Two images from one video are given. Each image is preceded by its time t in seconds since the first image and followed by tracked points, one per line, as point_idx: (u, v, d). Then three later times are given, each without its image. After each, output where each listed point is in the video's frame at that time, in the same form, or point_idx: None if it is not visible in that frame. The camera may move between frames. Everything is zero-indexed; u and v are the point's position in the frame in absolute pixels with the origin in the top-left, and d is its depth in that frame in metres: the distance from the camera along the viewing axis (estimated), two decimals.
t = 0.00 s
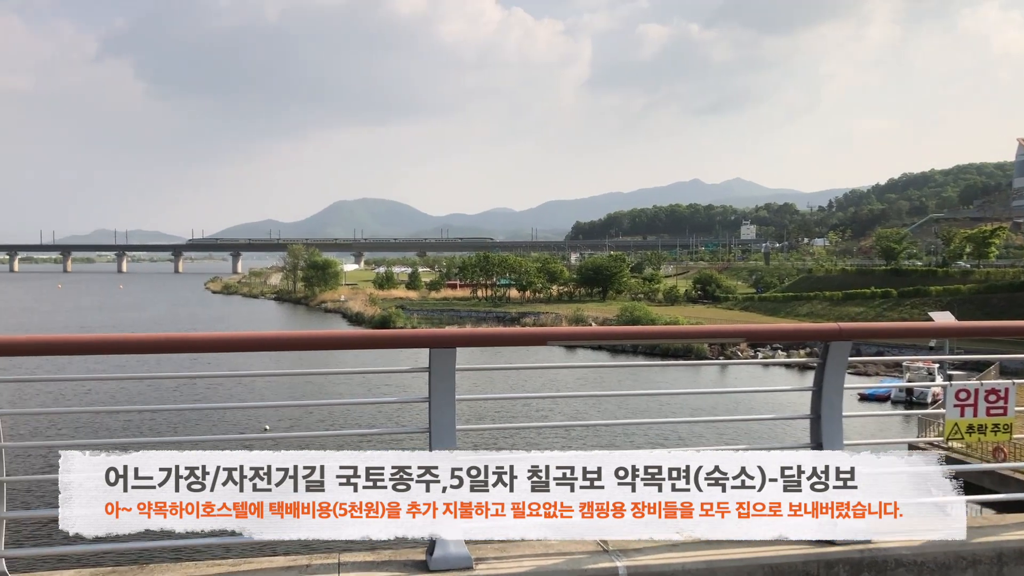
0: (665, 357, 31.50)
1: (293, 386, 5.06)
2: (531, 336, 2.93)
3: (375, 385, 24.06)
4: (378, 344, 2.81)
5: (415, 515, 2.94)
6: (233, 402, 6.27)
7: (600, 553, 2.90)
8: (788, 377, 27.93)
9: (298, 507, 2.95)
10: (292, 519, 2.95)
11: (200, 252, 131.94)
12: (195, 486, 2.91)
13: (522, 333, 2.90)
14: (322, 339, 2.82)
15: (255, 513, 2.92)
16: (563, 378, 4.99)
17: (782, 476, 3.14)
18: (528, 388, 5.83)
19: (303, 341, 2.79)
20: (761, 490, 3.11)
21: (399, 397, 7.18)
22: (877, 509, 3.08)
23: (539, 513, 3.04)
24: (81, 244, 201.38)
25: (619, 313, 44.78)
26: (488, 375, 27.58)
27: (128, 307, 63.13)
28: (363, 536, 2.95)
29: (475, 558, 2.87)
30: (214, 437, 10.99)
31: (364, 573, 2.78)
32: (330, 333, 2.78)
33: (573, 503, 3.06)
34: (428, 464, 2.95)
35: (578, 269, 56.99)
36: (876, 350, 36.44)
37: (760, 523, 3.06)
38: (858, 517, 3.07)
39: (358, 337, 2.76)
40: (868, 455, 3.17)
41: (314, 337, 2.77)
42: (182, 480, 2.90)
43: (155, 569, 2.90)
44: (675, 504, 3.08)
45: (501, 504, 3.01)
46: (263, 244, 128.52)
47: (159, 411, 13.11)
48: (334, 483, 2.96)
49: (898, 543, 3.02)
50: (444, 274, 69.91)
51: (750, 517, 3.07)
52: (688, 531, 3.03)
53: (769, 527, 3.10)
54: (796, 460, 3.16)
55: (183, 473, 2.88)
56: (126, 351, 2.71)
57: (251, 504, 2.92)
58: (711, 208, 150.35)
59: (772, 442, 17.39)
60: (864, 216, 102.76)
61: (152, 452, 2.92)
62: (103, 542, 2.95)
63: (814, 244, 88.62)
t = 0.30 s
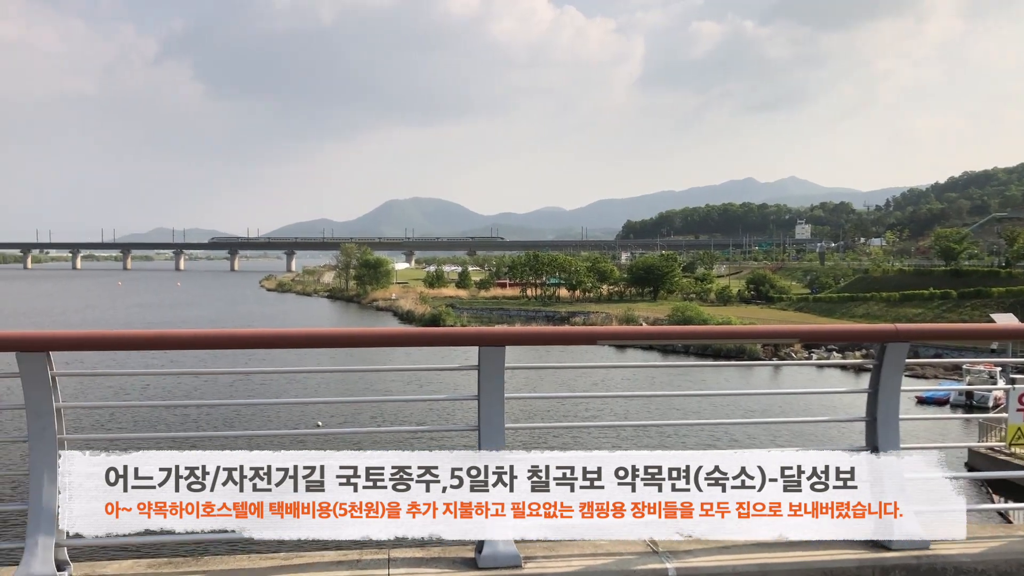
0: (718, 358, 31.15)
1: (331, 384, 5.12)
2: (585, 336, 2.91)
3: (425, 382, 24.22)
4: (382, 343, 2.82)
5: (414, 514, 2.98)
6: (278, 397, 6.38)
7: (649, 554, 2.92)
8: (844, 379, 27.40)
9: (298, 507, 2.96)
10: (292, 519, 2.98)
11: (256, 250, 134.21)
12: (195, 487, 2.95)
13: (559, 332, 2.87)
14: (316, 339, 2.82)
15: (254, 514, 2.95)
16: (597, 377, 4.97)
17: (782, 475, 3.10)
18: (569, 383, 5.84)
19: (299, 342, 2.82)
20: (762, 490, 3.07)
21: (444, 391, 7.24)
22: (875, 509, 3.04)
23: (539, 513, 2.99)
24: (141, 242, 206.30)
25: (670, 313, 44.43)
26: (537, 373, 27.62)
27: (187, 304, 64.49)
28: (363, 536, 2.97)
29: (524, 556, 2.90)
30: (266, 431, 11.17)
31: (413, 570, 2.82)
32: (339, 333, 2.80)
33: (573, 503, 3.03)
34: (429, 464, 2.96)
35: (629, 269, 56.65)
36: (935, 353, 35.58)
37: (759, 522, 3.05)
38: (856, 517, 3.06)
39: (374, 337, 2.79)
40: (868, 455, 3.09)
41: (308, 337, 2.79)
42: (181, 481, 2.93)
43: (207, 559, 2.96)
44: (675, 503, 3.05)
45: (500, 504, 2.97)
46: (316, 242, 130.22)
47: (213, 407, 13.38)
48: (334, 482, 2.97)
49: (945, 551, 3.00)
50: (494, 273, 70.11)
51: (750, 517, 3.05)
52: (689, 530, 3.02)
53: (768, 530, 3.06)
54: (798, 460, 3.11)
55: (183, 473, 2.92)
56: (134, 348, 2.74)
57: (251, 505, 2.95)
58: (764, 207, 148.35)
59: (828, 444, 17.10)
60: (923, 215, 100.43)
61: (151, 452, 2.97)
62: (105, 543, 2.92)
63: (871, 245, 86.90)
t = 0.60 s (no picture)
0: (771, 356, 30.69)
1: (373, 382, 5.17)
2: (638, 331, 2.90)
3: (475, 378, 24.31)
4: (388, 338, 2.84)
5: (414, 515, 2.98)
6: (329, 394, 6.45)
7: (700, 552, 2.91)
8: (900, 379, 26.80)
9: (298, 507, 2.96)
10: (291, 519, 2.98)
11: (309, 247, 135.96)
12: (195, 487, 2.97)
13: (593, 328, 2.86)
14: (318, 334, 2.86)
15: (254, 513, 2.96)
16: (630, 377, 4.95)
17: (782, 476, 3.06)
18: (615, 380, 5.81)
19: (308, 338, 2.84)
20: (761, 490, 3.03)
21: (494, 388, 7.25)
22: (875, 508, 3.03)
23: (538, 512, 2.95)
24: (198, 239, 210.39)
25: (721, 311, 43.88)
26: (587, 370, 27.57)
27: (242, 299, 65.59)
28: (363, 536, 2.97)
29: (574, 553, 2.92)
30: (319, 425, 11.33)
31: (463, 565, 2.84)
32: (355, 330, 2.83)
33: (573, 502, 2.98)
34: (429, 464, 2.97)
35: (680, 266, 56.10)
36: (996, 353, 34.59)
37: (759, 523, 3.02)
38: (857, 517, 3.03)
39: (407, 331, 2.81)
40: (870, 455, 3.06)
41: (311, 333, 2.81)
42: (181, 480, 2.96)
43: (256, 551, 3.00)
44: (675, 504, 3.02)
45: (501, 504, 3.00)
46: (367, 238, 131.47)
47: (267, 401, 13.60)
48: (334, 483, 2.97)
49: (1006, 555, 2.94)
50: (543, 270, 70.07)
51: (750, 516, 3.02)
52: (689, 531, 2.99)
53: (770, 531, 3.01)
54: (795, 460, 3.06)
55: (183, 473, 2.95)
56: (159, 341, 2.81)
57: (251, 505, 2.96)
58: (819, 204, 145.91)
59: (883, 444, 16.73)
60: (985, 211, 97.74)
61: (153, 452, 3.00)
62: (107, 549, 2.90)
63: (930, 241, 84.90)
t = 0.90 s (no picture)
0: (821, 351, 30.19)
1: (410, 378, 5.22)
2: (685, 328, 2.89)
3: (521, 371, 24.36)
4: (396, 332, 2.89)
5: (414, 514, 3.03)
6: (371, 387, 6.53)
7: (750, 550, 2.88)
8: (954, 376, 26.17)
9: (297, 507, 3.04)
10: (291, 518, 3.05)
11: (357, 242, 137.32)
12: (196, 486, 3.03)
13: (627, 321, 2.85)
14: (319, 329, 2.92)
15: (254, 513, 3.05)
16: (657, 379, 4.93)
17: (783, 475, 3.06)
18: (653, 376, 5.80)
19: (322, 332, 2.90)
20: (761, 490, 3.04)
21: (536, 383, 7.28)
22: (875, 509, 3.03)
23: (538, 513, 3.01)
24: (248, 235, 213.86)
25: (770, 306, 43.33)
26: (634, 365, 27.43)
27: (292, 293, 66.57)
28: (362, 535, 3.02)
29: (622, 549, 2.92)
30: (365, 420, 11.46)
31: (511, 558, 2.85)
32: (373, 324, 2.89)
33: (573, 503, 2.99)
34: (428, 464, 3.03)
35: (729, 260, 55.50)
36: None
37: (759, 522, 3.01)
38: (857, 517, 3.03)
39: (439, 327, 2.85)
40: (869, 454, 3.06)
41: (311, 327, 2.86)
42: (181, 481, 3.01)
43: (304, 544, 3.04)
44: (676, 503, 3.02)
45: (501, 504, 3.04)
46: (413, 233, 132.35)
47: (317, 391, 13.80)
48: (333, 483, 3.05)
49: None
50: (589, 265, 69.86)
51: (750, 516, 3.02)
52: (689, 529, 2.99)
53: (766, 531, 3.00)
54: (788, 459, 3.05)
55: (183, 472, 3.01)
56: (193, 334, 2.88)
57: (251, 504, 3.05)
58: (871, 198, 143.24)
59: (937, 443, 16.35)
60: None
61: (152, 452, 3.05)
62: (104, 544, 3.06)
63: (986, 236, 82.83)
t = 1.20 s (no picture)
0: (870, 347, 29.65)
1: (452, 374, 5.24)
2: (734, 323, 2.87)
3: (565, 366, 24.33)
4: (437, 326, 2.94)
5: (414, 515, 3.34)
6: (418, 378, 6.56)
7: (801, 549, 2.85)
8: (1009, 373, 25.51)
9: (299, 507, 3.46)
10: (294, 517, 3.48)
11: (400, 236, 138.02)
12: (196, 486, 3.01)
13: (680, 317, 2.84)
14: (351, 323, 2.98)
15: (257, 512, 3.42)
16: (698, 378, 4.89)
17: (783, 477, 3.39)
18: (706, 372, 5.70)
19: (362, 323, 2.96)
20: (762, 490, 3.34)
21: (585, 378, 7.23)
22: (877, 510, 3.37)
23: (539, 513, 3.42)
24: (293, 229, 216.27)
25: (818, 301, 42.67)
26: (678, 361, 27.23)
27: (337, 287, 67.08)
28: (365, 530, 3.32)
29: (670, 547, 2.89)
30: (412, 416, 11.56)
31: (558, 554, 2.85)
32: (416, 318, 2.93)
33: (573, 504, 3.38)
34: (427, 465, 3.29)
35: (775, 254, 54.83)
36: None
37: (759, 522, 3.35)
38: (858, 517, 3.36)
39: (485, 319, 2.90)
40: (856, 459, 3.39)
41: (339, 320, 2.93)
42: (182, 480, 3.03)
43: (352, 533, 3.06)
44: (677, 503, 3.16)
45: (502, 507, 3.39)
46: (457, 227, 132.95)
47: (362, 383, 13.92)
48: (334, 482, 3.32)
49: None
50: (633, 259, 69.42)
51: (750, 516, 3.35)
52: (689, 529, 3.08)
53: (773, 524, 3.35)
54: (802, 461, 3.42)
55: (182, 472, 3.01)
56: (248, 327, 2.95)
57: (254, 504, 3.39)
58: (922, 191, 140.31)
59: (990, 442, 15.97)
60: None
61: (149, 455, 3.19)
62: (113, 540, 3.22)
63: None
